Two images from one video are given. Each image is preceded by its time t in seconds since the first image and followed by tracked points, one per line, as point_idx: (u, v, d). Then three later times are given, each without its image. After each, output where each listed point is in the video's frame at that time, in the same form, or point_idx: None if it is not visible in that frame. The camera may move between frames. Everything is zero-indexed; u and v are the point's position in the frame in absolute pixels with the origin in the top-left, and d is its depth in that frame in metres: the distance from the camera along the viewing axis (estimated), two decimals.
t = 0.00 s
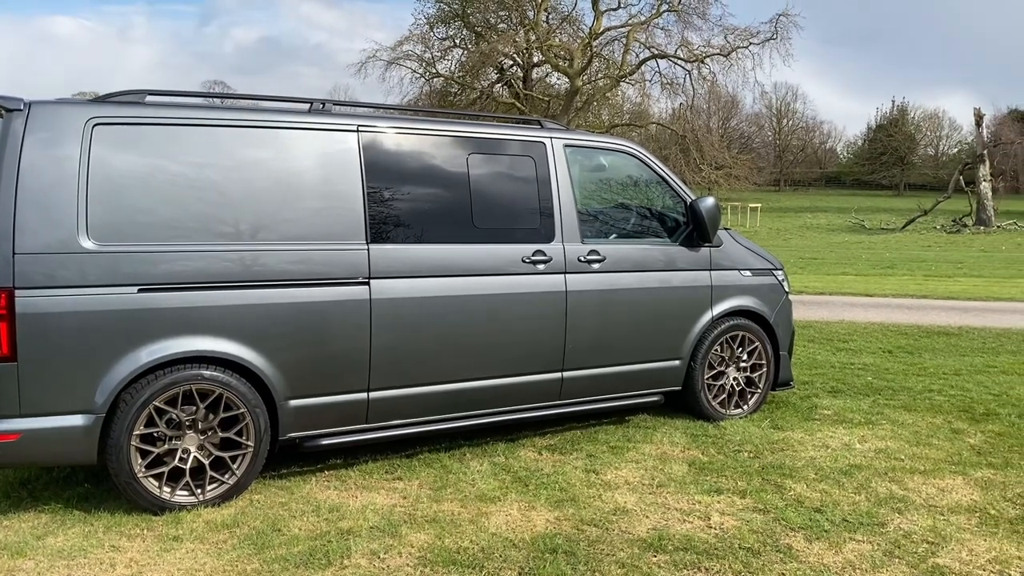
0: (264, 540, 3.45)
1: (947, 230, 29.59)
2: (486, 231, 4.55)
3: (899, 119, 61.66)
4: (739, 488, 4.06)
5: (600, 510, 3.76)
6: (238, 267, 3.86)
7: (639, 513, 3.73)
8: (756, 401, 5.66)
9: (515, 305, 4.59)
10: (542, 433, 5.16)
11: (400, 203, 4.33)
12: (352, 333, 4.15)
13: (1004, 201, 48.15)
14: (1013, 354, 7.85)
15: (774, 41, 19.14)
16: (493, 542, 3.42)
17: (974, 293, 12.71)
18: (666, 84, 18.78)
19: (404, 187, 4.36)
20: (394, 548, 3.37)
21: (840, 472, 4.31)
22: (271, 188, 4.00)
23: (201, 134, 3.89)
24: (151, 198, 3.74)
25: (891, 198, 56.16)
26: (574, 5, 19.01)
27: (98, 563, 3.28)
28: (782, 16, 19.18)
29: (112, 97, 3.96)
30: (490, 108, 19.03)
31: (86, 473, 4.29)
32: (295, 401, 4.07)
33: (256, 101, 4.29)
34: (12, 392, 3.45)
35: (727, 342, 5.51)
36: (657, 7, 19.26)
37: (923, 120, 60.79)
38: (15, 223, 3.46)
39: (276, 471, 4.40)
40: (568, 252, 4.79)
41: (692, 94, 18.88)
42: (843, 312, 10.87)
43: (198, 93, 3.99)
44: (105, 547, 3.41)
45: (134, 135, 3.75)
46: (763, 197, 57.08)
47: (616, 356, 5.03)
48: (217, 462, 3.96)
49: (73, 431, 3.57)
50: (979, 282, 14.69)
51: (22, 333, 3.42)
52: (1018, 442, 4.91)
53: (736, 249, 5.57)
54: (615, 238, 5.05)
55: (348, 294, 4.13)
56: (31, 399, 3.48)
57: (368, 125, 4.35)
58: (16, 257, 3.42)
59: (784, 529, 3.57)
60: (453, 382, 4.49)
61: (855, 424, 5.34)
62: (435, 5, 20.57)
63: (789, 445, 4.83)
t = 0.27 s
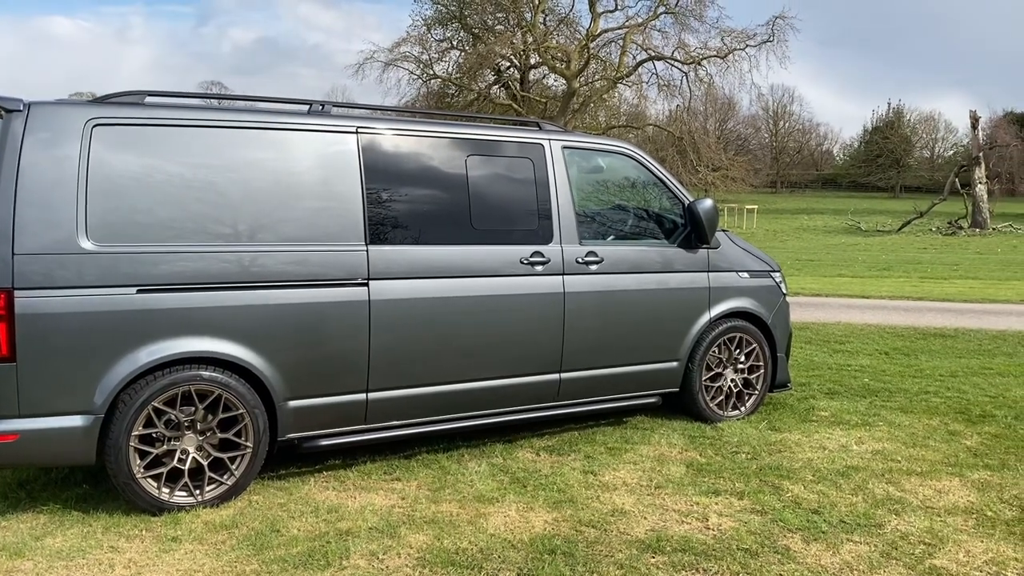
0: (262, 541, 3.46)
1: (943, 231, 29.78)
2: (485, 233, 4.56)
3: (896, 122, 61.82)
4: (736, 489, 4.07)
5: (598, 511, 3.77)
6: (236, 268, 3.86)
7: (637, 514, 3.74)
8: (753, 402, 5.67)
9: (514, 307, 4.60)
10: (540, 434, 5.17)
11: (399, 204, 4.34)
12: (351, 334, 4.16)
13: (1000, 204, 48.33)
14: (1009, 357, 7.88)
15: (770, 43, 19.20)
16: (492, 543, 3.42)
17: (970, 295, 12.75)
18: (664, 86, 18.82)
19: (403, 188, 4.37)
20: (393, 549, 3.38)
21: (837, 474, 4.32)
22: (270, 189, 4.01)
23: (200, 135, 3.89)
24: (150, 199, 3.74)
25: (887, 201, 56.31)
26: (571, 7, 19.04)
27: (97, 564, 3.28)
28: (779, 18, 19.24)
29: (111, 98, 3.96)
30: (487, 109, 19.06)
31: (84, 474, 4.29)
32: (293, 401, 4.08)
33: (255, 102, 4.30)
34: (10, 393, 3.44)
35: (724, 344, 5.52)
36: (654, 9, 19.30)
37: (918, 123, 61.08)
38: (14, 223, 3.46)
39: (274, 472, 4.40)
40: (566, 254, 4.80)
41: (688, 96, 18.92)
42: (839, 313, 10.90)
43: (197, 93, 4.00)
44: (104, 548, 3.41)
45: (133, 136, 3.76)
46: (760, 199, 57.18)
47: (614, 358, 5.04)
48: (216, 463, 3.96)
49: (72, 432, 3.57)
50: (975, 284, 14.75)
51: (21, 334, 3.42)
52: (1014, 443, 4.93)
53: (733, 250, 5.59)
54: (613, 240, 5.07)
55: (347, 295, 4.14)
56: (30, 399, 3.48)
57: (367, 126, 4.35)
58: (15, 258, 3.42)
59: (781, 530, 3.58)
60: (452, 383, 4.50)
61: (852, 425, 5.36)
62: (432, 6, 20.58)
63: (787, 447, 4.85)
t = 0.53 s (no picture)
0: (263, 542, 3.46)
1: (941, 233, 29.92)
2: (485, 234, 4.57)
3: (894, 124, 61.90)
4: (736, 490, 4.08)
5: (598, 512, 3.78)
6: (236, 269, 3.86)
7: (637, 515, 3.74)
8: (753, 404, 5.68)
9: (514, 308, 4.61)
10: (540, 435, 5.18)
11: (398, 206, 4.34)
12: (351, 335, 4.16)
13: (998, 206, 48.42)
14: (1007, 358, 7.89)
15: (769, 45, 19.23)
16: (492, 544, 3.43)
17: (969, 297, 12.77)
18: (663, 88, 18.84)
19: (403, 190, 4.37)
20: (393, 549, 3.38)
21: (836, 475, 4.33)
22: (270, 191, 4.02)
23: (201, 136, 3.90)
24: (150, 200, 3.74)
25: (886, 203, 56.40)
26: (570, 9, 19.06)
27: (97, 564, 3.28)
28: (778, 21, 19.27)
29: (112, 99, 3.97)
30: (486, 111, 19.08)
31: (84, 474, 4.29)
32: (294, 402, 4.08)
33: (256, 103, 4.30)
34: (11, 394, 3.45)
35: (724, 345, 5.53)
36: (653, 10, 19.32)
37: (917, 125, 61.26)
38: (15, 224, 3.46)
39: (274, 473, 4.40)
40: (566, 255, 4.81)
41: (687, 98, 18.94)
42: (838, 315, 10.92)
43: (198, 95, 4.00)
44: (104, 549, 3.42)
45: (134, 137, 3.76)
46: (758, 200, 57.22)
47: (614, 359, 5.05)
48: (216, 464, 3.96)
49: (72, 432, 3.57)
50: (973, 286, 14.77)
51: (21, 334, 3.42)
52: (1013, 445, 4.95)
53: (732, 252, 5.60)
54: (612, 241, 5.08)
55: (347, 296, 4.14)
56: (31, 400, 3.49)
57: (367, 128, 4.36)
58: (16, 259, 3.43)
59: (781, 531, 3.59)
60: (452, 385, 4.51)
61: (851, 427, 5.37)
62: (431, 8, 20.59)
63: (786, 448, 4.86)
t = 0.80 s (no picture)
0: (263, 543, 3.46)
1: (942, 234, 29.97)
2: (485, 236, 4.57)
3: (895, 126, 61.90)
4: (736, 492, 4.07)
5: (598, 514, 3.77)
6: (236, 270, 3.87)
7: (637, 517, 3.74)
8: (753, 405, 5.68)
9: (514, 310, 4.61)
10: (540, 437, 5.17)
11: (399, 207, 4.34)
12: (351, 337, 4.16)
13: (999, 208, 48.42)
14: (1008, 360, 7.89)
15: (770, 47, 19.24)
16: (492, 545, 3.43)
17: (969, 299, 12.76)
18: (663, 90, 18.85)
19: (403, 191, 4.37)
20: (393, 551, 3.38)
21: (836, 477, 4.33)
22: (270, 192, 4.02)
23: (201, 138, 3.90)
24: (151, 201, 3.75)
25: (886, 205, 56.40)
26: (571, 11, 19.07)
27: (97, 566, 3.28)
28: (779, 23, 19.29)
29: (113, 100, 3.97)
30: (487, 113, 19.09)
31: (85, 476, 4.29)
32: (294, 404, 4.08)
33: (256, 105, 4.31)
34: (11, 395, 3.45)
35: (724, 347, 5.53)
36: (654, 12, 19.34)
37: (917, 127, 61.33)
38: (16, 226, 3.46)
39: (275, 474, 4.40)
40: (566, 257, 4.81)
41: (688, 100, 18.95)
42: (839, 317, 10.91)
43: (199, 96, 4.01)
44: (105, 550, 3.41)
45: (135, 138, 3.76)
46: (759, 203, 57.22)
47: (614, 361, 5.05)
48: (217, 466, 3.96)
49: (72, 434, 3.57)
50: (974, 288, 14.76)
51: (22, 336, 3.42)
52: (1014, 447, 4.94)
53: (733, 253, 5.60)
54: (612, 243, 5.08)
55: (347, 297, 4.14)
56: (31, 402, 3.49)
57: (367, 130, 4.36)
58: (17, 260, 3.43)
59: (781, 533, 3.58)
60: (452, 386, 4.51)
61: (851, 429, 5.36)
62: (432, 10, 20.61)
63: (786, 450, 4.85)
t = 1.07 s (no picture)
0: (265, 545, 3.46)
1: (944, 236, 29.95)
2: (486, 238, 4.58)
3: (896, 128, 61.87)
4: (738, 495, 4.07)
5: (600, 516, 3.78)
6: (238, 272, 3.87)
7: (639, 519, 3.74)
8: (755, 407, 5.68)
9: (515, 312, 4.61)
10: (542, 439, 5.18)
11: (400, 210, 4.35)
12: (353, 339, 4.17)
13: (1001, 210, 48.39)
14: (1010, 362, 7.88)
15: (771, 49, 19.26)
16: (494, 547, 3.43)
17: (971, 301, 12.75)
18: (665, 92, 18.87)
19: (405, 194, 4.38)
20: (395, 553, 3.38)
21: (838, 479, 4.33)
22: (272, 195, 4.03)
23: (204, 141, 3.91)
24: (153, 203, 3.75)
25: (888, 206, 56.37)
26: (572, 13, 19.09)
27: (100, 567, 3.29)
28: (780, 25, 19.30)
29: (116, 103, 3.98)
30: (488, 115, 19.11)
31: (87, 477, 4.30)
32: (296, 406, 4.08)
33: (258, 108, 4.32)
34: (14, 397, 3.45)
35: (726, 350, 5.53)
36: (655, 14, 19.36)
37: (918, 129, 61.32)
38: (19, 229, 3.47)
39: (276, 476, 4.41)
40: (567, 259, 4.81)
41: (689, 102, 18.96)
42: (840, 319, 10.91)
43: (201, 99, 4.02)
44: (107, 552, 3.42)
45: (137, 141, 3.77)
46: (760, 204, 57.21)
47: (616, 363, 5.05)
48: (219, 468, 3.97)
49: (74, 436, 3.58)
50: (976, 290, 14.75)
51: (24, 338, 3.43)
52: (1016, 449, 4.94)
53: (734, 255, 5.60)
54: (614, 245, 5.08)
55: (349, 299, 4.15)
56: (33, 403, 3.49)
57: (369, 132, 4.37)
58: (20, 263, 3.44)
59: (783, 535, 3.58)
60: (454, 388, 4.51)
61: (853, 431, 5.36)
62: (433, 12, 20.64)
63: (788, 452, 4.85)
